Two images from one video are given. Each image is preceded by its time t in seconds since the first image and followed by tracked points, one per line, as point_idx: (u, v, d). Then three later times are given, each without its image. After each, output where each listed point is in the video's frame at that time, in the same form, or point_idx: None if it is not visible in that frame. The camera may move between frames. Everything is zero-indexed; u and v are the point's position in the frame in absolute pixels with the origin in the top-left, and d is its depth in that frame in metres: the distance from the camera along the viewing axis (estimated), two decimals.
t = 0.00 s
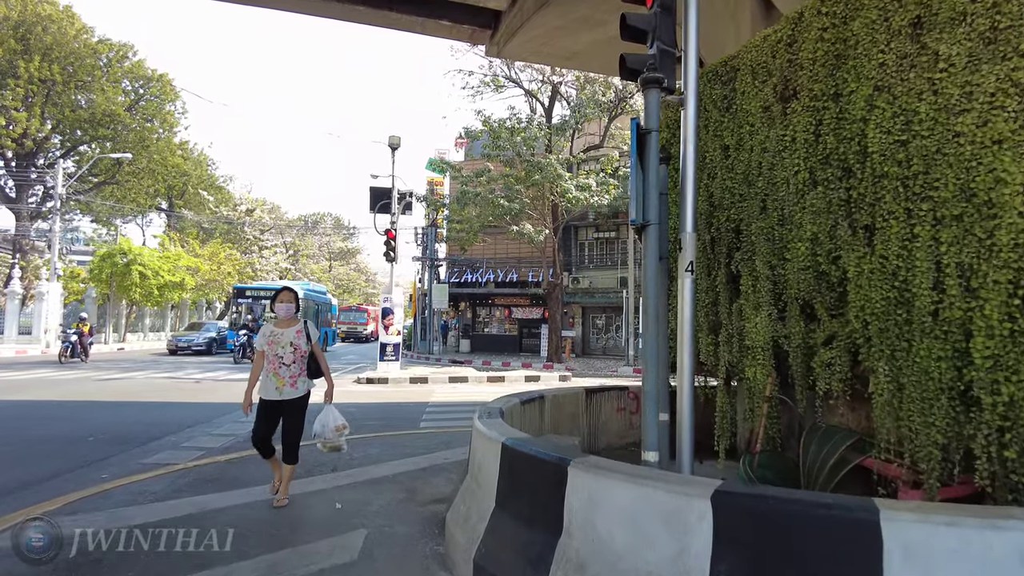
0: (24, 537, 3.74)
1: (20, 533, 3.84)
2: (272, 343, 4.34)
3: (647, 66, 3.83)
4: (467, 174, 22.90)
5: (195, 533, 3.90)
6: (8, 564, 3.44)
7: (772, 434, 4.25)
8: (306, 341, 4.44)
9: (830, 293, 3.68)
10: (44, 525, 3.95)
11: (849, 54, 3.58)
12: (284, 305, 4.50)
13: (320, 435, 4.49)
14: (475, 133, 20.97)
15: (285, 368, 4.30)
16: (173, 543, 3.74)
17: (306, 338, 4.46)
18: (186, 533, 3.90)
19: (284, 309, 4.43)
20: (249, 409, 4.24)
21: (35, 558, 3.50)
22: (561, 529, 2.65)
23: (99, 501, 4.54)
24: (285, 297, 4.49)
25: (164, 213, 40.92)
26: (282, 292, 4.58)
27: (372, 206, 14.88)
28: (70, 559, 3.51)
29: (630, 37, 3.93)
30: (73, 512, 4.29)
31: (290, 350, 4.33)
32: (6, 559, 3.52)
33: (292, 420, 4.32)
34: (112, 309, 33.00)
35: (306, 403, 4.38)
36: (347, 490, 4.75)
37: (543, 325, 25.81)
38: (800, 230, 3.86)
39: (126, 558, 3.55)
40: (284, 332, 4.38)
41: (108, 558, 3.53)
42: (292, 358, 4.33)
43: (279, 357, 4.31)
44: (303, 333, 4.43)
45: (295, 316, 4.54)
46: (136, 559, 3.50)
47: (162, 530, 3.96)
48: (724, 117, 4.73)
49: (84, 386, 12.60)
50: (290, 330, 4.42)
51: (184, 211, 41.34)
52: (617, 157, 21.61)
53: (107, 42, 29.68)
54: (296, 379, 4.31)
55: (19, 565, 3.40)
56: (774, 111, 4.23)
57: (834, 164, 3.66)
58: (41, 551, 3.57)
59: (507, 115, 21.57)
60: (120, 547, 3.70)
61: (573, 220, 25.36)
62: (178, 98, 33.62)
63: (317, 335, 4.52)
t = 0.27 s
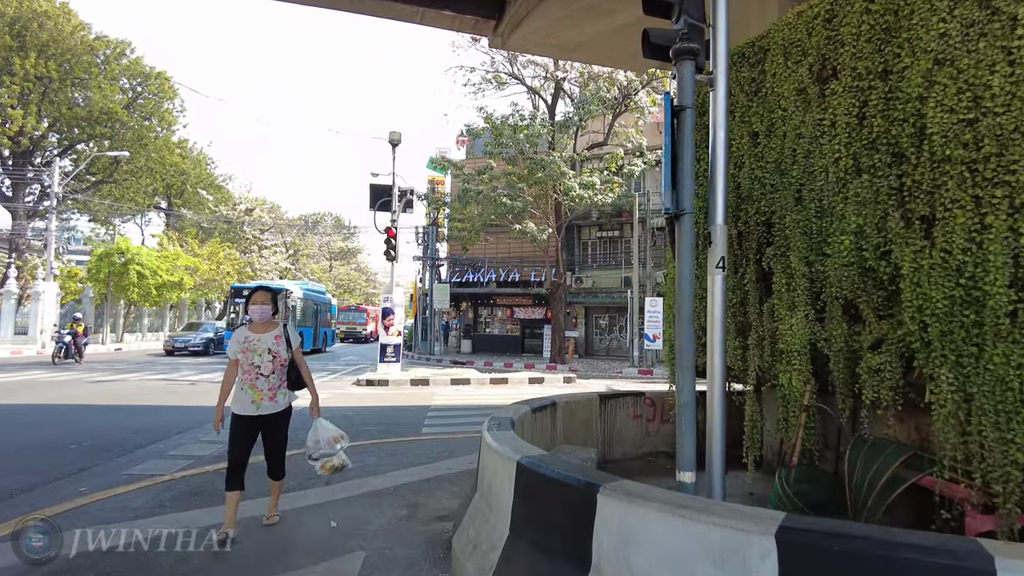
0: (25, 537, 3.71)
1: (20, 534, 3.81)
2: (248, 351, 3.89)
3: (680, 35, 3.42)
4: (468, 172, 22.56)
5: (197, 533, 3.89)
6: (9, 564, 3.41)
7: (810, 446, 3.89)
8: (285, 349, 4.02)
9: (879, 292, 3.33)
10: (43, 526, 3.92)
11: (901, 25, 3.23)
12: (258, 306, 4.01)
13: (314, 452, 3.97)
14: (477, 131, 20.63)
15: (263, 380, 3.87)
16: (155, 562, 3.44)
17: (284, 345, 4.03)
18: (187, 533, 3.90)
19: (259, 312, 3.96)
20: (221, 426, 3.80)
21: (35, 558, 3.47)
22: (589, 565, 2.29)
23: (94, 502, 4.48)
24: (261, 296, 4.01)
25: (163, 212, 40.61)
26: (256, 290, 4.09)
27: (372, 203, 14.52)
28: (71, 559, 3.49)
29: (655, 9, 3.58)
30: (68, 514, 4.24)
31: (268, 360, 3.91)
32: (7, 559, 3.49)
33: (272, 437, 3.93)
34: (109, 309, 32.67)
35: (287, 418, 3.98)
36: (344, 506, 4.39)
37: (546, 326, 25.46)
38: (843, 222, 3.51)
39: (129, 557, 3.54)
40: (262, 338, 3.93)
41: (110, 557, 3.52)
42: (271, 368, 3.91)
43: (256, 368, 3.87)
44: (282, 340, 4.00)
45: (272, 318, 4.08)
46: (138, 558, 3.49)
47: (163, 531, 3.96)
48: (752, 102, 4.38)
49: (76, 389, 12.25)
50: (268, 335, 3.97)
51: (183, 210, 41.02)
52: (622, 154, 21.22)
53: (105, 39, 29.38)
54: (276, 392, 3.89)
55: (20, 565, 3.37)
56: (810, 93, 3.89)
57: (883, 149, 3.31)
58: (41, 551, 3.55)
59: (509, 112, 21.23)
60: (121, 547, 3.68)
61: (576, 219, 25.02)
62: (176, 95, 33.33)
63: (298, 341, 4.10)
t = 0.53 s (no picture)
0: (24, 536, 3.76)
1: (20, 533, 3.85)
2: (204, 358, 3.37)
3: None
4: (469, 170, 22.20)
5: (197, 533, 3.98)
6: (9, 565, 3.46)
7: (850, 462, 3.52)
8: (249, 354, 3.46)
9: (935, 291, 2.97)
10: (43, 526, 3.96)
11: None
12: (218, 304, 3.49)
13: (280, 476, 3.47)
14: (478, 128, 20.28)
15: (220, 391, 3.34)
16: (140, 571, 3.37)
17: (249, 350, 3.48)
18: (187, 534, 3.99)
19: (217, 311, 3.44)
20: (173, 444, 3.29)
21: (35, 558, 3.52)
22: None
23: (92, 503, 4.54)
24: (219, 293, 3.49)
25: (161, 212, 40.26)
26: (218, 284, 3.56)
27: (370, 201, 14.15)
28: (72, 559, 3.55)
29: None
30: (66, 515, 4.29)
31: (226, 367, 3.37)
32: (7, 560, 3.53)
33: (235, 457, 3.41)
34: (106, 310, 32.30)
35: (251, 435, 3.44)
36: (337, 527, 4.02)
37: (547, 327, 25.10)
38: (891, 213, 3.15)
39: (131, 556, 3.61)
40: (220, 342, 3.40)
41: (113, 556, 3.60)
42: (229, 376, 3.36)
43: (213, 376, 3.35)
44: (245, 344, 3.44)
45: (233, 317, 3.53)
46: (139, 557, 3.56)
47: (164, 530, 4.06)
48: (782, 84, 4.02)
49: (66, 392, 11.89)
50: (228, 338, 3.43)
51: (181, 209, 40.67)
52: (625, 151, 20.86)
53: (101, 37, 29.03)
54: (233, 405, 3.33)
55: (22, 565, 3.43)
56: (851, 71, 3.53)
57: (940, 130, 2.95)
58: (41, 551, 3.60)
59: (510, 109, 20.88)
60: (121, 547, 3.75)
61: (578, 218, 24.66)
62: (174, 94, 32.99)
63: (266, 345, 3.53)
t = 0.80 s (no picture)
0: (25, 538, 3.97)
1: (19, 533, 4.08)
2: (160, 364, 2.91)
3: None
4: (470, 168, 21.84)
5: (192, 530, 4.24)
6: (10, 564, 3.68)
7: (908, 478, 3.17)
8: (215, 359, 2.98)
9: (1014, 284, 2.63)
10: (43, 525, 4.20)
11: None
12: (177, 300, 3.00)
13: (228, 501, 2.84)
14: (479, 125, 19.95)
15: (178, 405, 2.88)
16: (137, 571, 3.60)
17: (215, 355, 2.99)
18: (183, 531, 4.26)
19: (175, 310, 2.96)
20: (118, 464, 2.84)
21: (36, 557, 3.75)
22: None
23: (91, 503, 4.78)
24: (179, 288, 3.00)
25: (159, 212, 39.93)
26: (177, 276, 3.06)
27: (370, 198, 13.83)
28: (72, 559, 3.77)
29: None
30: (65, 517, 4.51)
31: (186, 376, 2.90)
32: (8, 559, 3.75)
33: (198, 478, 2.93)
34: (102, 311, 31.93)
35: (216, 455, 2.96)
36: (333, 546, 3.66)
37: (550, 327, 24.77)
38: (956, 197, 2.81)
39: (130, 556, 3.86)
40: (179, 346, 2.92)
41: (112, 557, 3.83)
42: (190, 388, 2.91)
43: (170, 387, 2.89)
44: (209, 349, 2.96)
45: (195, 316, 3.04)
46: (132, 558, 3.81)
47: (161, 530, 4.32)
48: (820, 61, 3.67)
49: (55, 395, 11.52)
50: (189, 340, 2.95)
51: (179, 209, 40.32)
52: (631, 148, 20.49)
53: (97, 34, 28.66)
54: (194, 422, 2.88)
55: (24, 564, 3.65)
56: (903, 42, 3.17)
57: (1019, 102, 2.60)
58: (42, 551, 3.83)
59: (512, 105, 20.56)
60: (120, 547, 4.00)
61: (581, 217, 24.33)
62: (171, 92, 32.66)
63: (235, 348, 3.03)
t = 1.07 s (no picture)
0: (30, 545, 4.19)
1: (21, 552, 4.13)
2: (104, 388, 2.37)
3: None
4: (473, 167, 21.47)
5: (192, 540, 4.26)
6: None
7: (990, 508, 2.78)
8: (175, 382, 2.43)
9: None
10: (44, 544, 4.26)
11: None
12: (129, 307, 2.46)
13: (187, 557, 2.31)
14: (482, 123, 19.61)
15: (126, 440, 2.35)
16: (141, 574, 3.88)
17: (173, 378, 2.43)
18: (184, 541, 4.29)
19: (128, 320, 2.44)
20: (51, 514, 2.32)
21: None
22: None
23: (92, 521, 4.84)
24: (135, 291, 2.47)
25: (158, 212, 39.59)
26: (132, 276, 2.53)
27: (372, 196, 13.47)
28: None
29: None
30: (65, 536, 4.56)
31: (137, 404, 2.36)
32: None
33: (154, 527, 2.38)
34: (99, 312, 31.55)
35: (174, 502, 2.42)
36: None
37: (553, 329, 24.38)
38: None
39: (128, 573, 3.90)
40: (131, 366, 2.38)
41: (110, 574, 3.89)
42: (142, 419, 2.36)
43: (116, 418, 2.34)
44: (169, 369, 2.41)
45: (153, 327, 2.52)
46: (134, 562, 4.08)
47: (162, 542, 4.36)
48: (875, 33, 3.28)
49: (45, 399, 11.15)
50: (143, 359, 2.41)
51: (178, 209, 39.97)
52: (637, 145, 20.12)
53: (95, 31, 28.31)
54: (146, 462, 2.34)
55: None
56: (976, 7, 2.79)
57: None
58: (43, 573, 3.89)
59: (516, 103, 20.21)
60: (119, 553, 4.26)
61: (585, 217, 23.97)
62: (170, 91, 32.33)
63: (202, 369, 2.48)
